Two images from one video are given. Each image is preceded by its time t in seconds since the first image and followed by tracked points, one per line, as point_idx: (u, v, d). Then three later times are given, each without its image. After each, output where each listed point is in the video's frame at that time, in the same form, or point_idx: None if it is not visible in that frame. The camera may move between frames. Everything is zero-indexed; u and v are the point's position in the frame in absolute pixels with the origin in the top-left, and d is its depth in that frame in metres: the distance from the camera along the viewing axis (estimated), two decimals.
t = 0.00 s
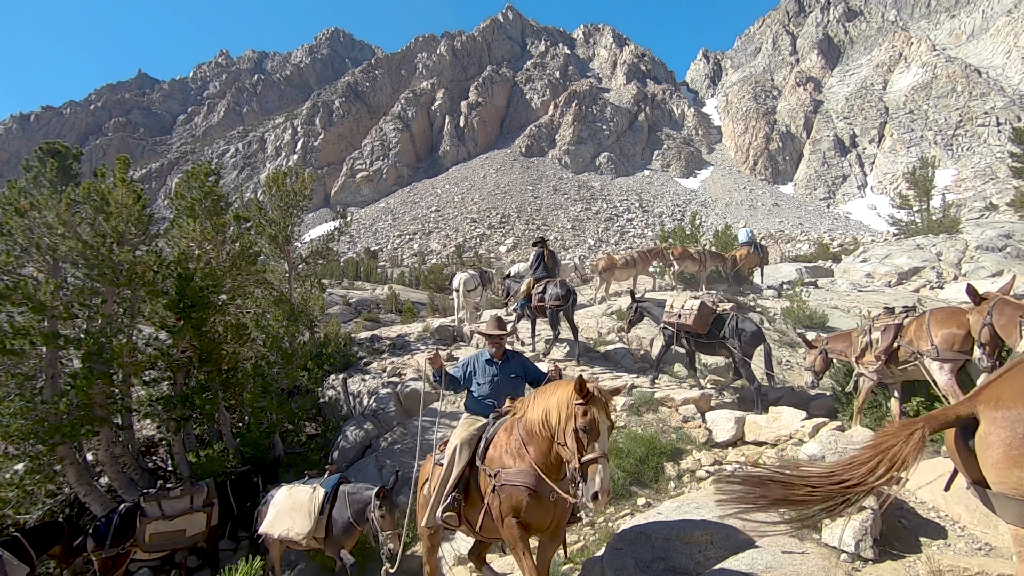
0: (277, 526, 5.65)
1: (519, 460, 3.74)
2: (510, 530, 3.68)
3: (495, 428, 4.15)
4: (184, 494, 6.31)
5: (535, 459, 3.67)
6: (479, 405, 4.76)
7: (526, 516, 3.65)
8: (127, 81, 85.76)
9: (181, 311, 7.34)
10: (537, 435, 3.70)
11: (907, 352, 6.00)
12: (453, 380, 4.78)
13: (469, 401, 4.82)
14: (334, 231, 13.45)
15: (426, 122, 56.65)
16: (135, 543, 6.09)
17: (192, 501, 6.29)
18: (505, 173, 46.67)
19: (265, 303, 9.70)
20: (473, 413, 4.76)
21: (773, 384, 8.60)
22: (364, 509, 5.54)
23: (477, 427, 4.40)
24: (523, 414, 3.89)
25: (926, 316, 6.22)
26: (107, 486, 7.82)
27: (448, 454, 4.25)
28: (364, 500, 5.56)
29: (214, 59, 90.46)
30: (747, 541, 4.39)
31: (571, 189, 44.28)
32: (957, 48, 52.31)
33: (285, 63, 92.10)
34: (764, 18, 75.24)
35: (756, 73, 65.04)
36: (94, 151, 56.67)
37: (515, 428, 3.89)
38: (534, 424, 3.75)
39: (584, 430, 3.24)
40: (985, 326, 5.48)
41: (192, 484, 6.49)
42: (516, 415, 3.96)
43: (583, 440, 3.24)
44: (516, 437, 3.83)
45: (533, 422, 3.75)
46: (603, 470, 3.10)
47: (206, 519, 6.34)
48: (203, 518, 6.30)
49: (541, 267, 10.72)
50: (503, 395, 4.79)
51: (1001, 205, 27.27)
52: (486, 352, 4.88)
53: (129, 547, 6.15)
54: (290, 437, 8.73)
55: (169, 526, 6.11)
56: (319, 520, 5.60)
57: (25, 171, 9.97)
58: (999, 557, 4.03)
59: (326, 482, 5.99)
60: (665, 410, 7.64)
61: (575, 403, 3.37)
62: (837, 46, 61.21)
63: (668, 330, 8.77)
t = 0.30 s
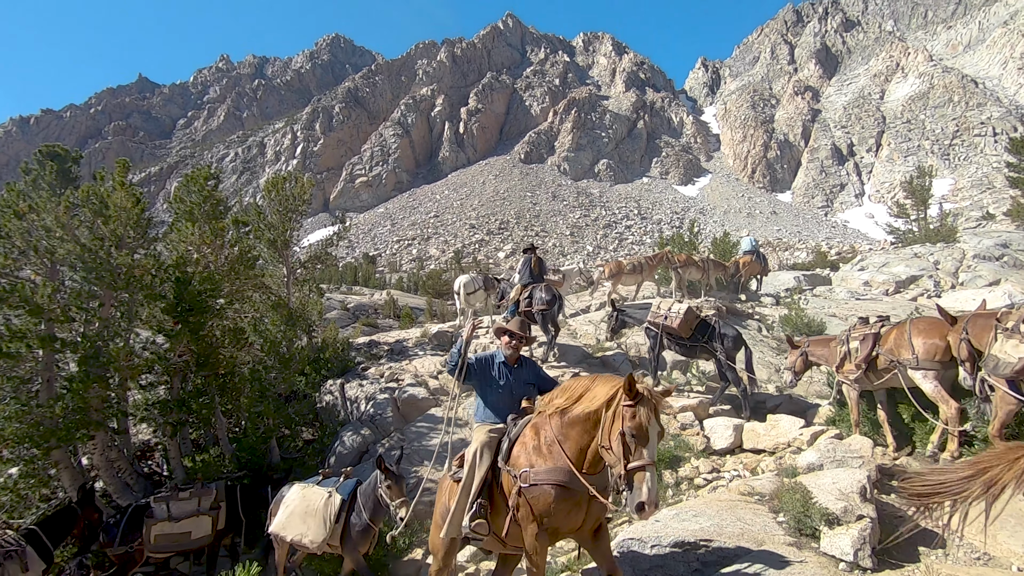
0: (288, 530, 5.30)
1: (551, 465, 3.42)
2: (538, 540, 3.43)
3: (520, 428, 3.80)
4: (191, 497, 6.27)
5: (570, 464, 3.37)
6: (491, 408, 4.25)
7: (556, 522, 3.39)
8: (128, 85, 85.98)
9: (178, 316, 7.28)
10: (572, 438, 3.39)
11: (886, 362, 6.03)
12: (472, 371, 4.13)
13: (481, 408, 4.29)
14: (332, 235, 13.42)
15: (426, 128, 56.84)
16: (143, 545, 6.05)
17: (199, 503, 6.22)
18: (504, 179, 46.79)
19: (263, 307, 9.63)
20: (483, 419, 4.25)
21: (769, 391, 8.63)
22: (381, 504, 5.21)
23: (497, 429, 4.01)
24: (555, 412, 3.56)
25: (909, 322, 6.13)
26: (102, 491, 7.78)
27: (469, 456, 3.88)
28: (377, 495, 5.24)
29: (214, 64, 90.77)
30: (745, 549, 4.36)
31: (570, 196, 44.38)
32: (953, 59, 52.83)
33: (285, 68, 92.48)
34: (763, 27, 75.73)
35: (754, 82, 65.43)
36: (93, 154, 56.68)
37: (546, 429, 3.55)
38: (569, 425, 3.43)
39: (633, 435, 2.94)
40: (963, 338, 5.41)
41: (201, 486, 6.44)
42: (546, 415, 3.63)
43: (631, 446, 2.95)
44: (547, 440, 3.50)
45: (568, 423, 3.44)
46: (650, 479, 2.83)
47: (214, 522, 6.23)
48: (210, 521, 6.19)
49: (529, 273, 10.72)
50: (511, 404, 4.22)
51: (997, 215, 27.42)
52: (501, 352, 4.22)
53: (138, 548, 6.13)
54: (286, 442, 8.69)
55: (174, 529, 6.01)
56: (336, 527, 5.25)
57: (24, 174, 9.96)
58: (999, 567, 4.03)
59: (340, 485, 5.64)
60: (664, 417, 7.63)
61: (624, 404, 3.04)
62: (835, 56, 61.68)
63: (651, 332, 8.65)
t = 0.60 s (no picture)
0: (306, 534, 5.11)
1: (609, 477, 3.28)
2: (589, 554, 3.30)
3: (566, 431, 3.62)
4: (195, 498, 6.29)
5: (632, 475, 3.24)
6: (523, 401, 4.02)
7: (605, 543, 3.24)
8: (129, 89, 86.29)
9: (175, 319, 7.26)
10: (635, 448, 3.27)
11: (868, 374, 6.25)
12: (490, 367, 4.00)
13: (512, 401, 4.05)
14: (331, 240, 13.44)
15: (425, 134, 57.02)
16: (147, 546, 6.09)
17: (202, 504, 6.22)
18: (503, 185, 46.89)
19: (261, 311, 9.61)
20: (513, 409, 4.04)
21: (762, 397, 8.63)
22: (401, 503, 5.18)
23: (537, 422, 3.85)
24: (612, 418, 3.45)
25: (888, 336, 6.41)
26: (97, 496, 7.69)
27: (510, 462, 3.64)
28: (399, 497, 5.19)
29: (215, 68, 91.14)
30: (743, 557, 4.32)
31: (569, 202, 44.48)
32: (950, 70, 53.30)
33: (286, 73, 92.87)
34: (762, 37, 76.27)
35: (753, 91, 65.77)
36: (93, 157, 56.77)
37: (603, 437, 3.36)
38: (631, 432, 3.33)
39: (721, 448, 2.88)
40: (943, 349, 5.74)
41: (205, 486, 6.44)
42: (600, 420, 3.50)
43: (717, 457, 2.90)
44: (605, 449, 3.37)
45: (629, 430, 3.33)
46: (746, 492, 2.86)
47: (219, 522, 6.24)
48: (215, 521, 6.21)
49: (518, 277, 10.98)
50: (554, 396, 4.08)
51: (995, 224, 27.52)
52: (521, 335, 4.13)
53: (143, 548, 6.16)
54: (283, 447, 8.63)
55: (178, 532, 6.05)
56: (353, 525, 5.12)
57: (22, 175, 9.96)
58: None
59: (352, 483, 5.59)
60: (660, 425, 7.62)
61: (709, 413, 2.96)
62: (833, 65, 62.08)
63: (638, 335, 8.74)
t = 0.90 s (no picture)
0: (317, 541, 5.02)
1: (656, 468, 2.99)
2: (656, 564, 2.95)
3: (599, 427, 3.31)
4: (193, 506, 6.17)
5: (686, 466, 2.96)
6: (554, 403, 3.79)
7: (672, 545, 2.92)
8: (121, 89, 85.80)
9: (164, 320, 7.17)
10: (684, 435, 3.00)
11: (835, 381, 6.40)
12: (514, 371, 3.74)
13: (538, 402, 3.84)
14: (323, 242, 13.37)
15: (420, 137, 57.03)
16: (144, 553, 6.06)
17: (199, 514, 6.08)
18: (497, 189, 46.93)
19: (251, 314, 9.51)
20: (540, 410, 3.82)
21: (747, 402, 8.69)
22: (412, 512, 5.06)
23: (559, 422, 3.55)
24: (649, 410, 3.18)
25: (856, 346, 6.58)
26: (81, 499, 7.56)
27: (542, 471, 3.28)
28: (410, 503, 5.11)
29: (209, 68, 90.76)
30: (731, 563, 4.31)
31: (562, 207, 44.57)
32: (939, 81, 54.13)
33: (280, 74, 92.68)
34: (754, 46, 77.04)
35: (746, 99, 66.35)
36: (83, 157, 56.31)
37: (649, 428, 3.10)
38: (677, 420, 3.05)
39: (780, 414, 2.75)
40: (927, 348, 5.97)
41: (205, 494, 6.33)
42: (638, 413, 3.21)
43: (779, 424, 2.75)
44: (649, 442, 3.07)
45: (675, 419, 3.06)
46: (810, 457, 2.75)
47: (213, 535, 6.09)
48: (209, 534, 6.03)
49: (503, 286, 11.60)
50: (583, 396, 3.82)
51: (982, 233, 27.88)
52: (549, 332, 3.84)
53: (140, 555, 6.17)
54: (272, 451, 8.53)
55: (171, 539, 5.92)
56: (365, 533, 5.02)
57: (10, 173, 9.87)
58: None
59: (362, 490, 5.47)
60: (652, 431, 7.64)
61: (762, 381, 2.83)
62: (824, 75, 62.80)
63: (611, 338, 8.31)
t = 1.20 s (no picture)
0: (328, 541, 4.69)
1: (694, 464, 3.04)
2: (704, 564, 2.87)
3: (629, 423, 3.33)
4: (189, 511, 6.00)
5: (724, 461, 3.01)
6: (575, 399, 3.73)
7: (728, 533, 2.91)
8: (107, 87, 84.86)
9: (148, 322, 7.09)
10: (722, 431, 3.09)
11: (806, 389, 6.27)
12: (534, 357, 3.68)
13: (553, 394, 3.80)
14: (312, 243, 13.27)
15: (410, 140, 56.95)
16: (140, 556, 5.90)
17: (195, 518, 5.91)
18: (488, 192, 46.94)
19: (238, 316, 9.41)
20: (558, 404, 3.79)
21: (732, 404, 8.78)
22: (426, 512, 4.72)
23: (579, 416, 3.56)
24: (682, 408, 3.24)
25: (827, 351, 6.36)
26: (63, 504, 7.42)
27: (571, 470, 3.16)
28: (424, 503, 4.76)
29: (197, 68, 90.00)
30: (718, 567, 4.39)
31: (553, 211, 44.70)
32: (923, 90, 55.09)
33: (270, 75, 92.17)
34: (743, 53, 77.88)
35: (734, 105, 67.01)
36: (68, 156, 55.53)
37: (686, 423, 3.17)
38: (716, 417, 3.14)
39: (818, 405, 2.92)
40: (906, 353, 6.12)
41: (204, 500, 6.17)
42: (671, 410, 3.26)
43: (817, 416, 2.92)
44: (684, 438, 3.13)
45: (712, 415, 3.15)
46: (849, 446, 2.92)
47: (206, 542, 5.87)
48: (202, 539, 5.85)
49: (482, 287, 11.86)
50: (604, 394, 3.74)
51: (964, 240, 28.35)
52: (572, 322, 3.73)
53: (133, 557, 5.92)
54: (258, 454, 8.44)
55: (164, 541, 5.77)
56: (379, 532, 4.71)
57: None
58: None
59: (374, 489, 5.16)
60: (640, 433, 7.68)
61: (796, 375, 3.03)
62: (811, 82, 63.63)
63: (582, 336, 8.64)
